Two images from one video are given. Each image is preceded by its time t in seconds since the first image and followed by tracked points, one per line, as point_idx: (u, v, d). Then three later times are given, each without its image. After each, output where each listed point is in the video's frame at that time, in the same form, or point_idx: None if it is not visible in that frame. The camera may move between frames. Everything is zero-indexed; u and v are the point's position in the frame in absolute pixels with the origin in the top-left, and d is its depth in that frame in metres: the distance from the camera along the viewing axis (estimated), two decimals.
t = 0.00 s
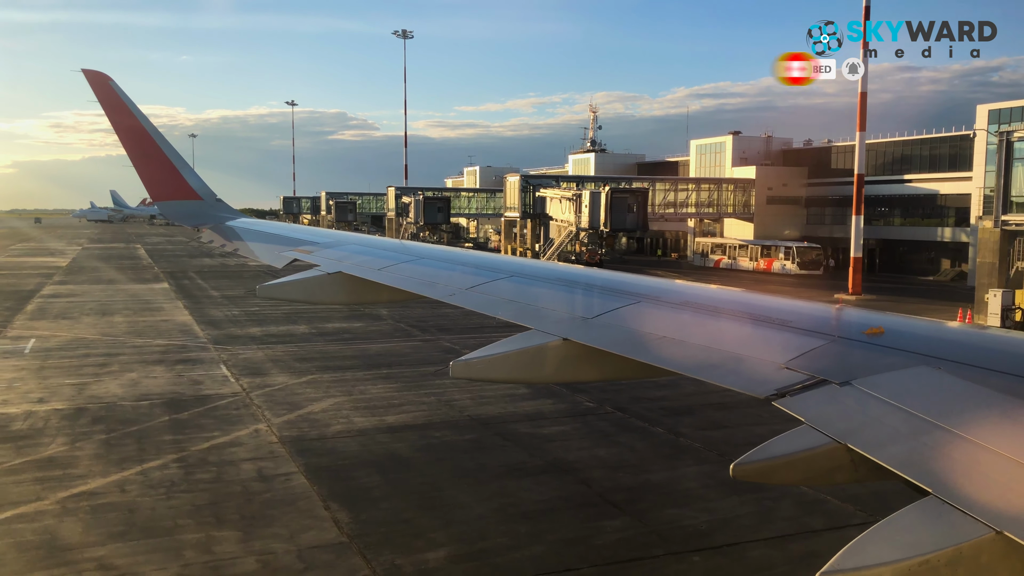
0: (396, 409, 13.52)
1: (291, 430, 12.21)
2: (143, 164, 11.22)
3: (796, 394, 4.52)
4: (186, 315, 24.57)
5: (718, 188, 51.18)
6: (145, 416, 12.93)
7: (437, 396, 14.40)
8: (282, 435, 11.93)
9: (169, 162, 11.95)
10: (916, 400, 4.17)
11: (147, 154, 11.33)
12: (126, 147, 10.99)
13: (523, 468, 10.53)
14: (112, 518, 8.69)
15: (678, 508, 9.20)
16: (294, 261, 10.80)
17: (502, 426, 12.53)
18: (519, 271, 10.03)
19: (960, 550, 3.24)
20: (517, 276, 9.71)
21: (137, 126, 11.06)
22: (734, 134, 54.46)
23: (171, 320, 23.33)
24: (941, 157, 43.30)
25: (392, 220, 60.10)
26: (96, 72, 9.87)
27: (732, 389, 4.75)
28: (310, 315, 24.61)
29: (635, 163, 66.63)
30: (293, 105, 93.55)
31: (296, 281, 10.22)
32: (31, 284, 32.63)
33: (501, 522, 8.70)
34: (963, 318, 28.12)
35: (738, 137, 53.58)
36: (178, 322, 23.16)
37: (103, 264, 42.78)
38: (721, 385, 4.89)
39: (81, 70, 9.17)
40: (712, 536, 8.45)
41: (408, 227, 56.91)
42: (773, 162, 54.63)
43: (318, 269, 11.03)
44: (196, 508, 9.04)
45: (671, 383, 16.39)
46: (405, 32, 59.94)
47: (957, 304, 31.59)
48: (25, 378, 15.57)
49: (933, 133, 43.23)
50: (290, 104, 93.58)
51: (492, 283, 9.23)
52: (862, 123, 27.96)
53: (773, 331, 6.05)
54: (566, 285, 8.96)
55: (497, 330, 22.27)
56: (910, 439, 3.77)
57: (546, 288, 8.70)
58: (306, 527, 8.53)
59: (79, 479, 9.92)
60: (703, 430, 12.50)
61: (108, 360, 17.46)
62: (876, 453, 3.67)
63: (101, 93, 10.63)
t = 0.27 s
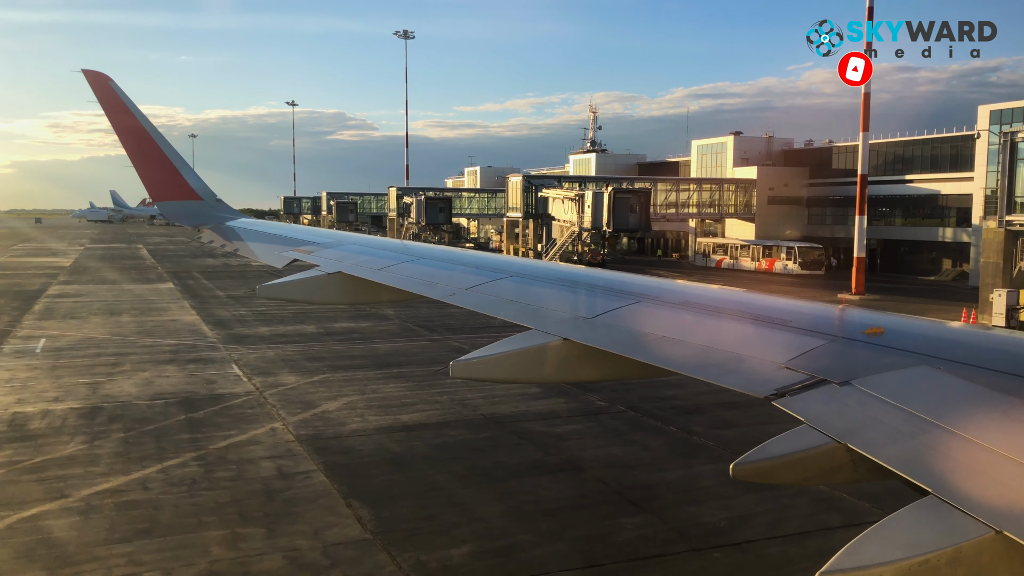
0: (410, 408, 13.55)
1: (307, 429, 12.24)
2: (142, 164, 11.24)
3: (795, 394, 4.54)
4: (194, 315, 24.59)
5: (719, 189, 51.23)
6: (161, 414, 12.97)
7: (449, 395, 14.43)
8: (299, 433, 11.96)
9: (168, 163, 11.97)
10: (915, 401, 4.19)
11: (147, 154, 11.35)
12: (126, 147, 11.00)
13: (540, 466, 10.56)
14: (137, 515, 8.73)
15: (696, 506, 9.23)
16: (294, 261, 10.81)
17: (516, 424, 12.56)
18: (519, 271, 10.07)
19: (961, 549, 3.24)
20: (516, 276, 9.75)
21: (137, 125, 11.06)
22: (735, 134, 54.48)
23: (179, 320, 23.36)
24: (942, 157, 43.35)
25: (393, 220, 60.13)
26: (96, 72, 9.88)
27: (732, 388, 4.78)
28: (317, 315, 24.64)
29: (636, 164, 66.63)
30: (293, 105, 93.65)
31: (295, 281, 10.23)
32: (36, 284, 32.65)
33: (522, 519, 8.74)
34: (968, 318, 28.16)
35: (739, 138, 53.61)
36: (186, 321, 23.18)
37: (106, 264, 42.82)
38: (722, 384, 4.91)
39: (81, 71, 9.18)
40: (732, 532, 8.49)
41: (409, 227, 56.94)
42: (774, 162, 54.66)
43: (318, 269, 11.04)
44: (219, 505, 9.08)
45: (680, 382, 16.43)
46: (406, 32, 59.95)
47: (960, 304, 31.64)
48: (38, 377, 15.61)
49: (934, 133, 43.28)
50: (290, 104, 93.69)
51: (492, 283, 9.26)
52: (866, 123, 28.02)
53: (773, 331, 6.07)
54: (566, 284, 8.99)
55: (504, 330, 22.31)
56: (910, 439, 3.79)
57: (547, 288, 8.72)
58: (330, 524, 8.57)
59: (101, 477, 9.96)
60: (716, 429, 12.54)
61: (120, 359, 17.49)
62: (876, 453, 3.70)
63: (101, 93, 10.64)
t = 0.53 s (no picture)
0: (424, 406, 13.58)
1: (324, 427, 12.27)
2: (141, 163, 11.26)
3: (795, 394, 4.56)
4: (201, 314, 24.62)
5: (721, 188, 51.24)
6: (178, 413, 13.00)
7: (462, 394, 14.45)
8: (315, 432, 11.98)
9: (167, 162, 11.99)
10: (915, 400, 4.20)
11: (145, 153, 11.33)
12: (124, 146, 10.99)
13: (558, 464, 10.58)
14: (162, 513, 8.77)
15: (714, 503, 9.26)
16: (293, 261, 10.80)
17: (530, 423, 12.59)
18: (519, 271, 10.10)
19: (962, 549, 3.24)
20: (516, 275, 9.77)
21: (135, 124, 11.04)
22: (737, 134, 54.49)
23: (187, 320, 23.38)
24: (944, 156, 43.36)
25: (394, 220, 60.15)
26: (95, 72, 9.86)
27: (732, 388, 4.79)
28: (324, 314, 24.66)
29: (638, 163, 66.65)
30: (293, 104, 93.71)
31: (296, 281, 10.24)
32: (41, 284, 32.65)
33: (543, 515, 8.77)
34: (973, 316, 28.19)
35: (740, 137, 53.62)
36: (194, 321, 23.21)
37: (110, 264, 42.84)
38: (722, 384, 4.93)
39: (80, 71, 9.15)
40: (752, 528, 8.52)
41: (411, 227, 56.93)
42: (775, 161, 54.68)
43: (317, 269, 11.04)
44: (241, 503, 9.11)
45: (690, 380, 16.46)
46: (407, 32, 59.97)
47: (964, 302, 31.67)
48: (52, 377, 15.63)
49: (935, 133, 43.32)
50: (290, 104, 93.76)
51: (492, 283, 9.28)
52: (869, 122, 28.04)
53: (773, 331, 6.08)
54: (566, 284, 9.01)
55: (512, 329, 22.34)
56: (910, 439, 3.80)
57: (548, 288, 8.74)
58: (353, 521, 8.60)
59: (123, 475, 10.00)
60: (729, 427, 12.57)
61: (131, 359, 17.52)
62: (876, 452, 3.71)
63: (99, 92, 10.61)
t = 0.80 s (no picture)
0: (437, 405, 13.60)
1: (340, 425, 12.30)
2: (141, 163, 11.29)
3: (795, 393, 4.58)
4: (209, 314, 24.66)
5: (723, 188, 51.26)
6: (194, 412, 13.03)
7: (475, 392, 14.47)
8: (332, 430, 12.02)
9: (167, 162, 12.02)
10: (917, 399, 4.22)
11: (145, 153, 11.36)
12: (124, 147, 11.01)
13: (575, 462, 10.62)
14: (187, 510, 8.81)
15: (733, 500, 9.30)
16: (294, 261, 10.81)
17: (544, 421, 12.62)
18: (519, 271, 10.13)
19: (962, 548, 3.27)
20: (517, 275, 9.80)
21: (135, 125, 11.07)
22: (739, 134, 54.50)
23: (195, 319, 23.43)
24: (946, 156, 43.36)
25: (396, 220, 60.18)
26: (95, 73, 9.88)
27: (732, 388, 4.81)
28: (331, 314, 24.69)
29: (639, 163, 66.67)
30: (294, 104, 93.91)
31: (295, 281, 10.25)
32: (46, 284, 32.68)
33: (564, 512, 8.80)
34: (979, 316, 28.23)
35: (742, 137, 53.62)
36: (202, 321, 23.25)
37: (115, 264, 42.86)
38: (722, 384, 4.94)
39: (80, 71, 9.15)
40: (771, 525, 8.57)
41: (413, 226, 56.94)
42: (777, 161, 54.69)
43: (318, 268, 11.06)
44: (265, 500, 9.15)
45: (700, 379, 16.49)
46: (408, 32, 59.96)
47: (968, 302, 31.71)
48: (65, 376, 15.66)
49: (937, 132, 43.36)
50: (291, 103, 93.96)
51: (492, 283, 9.30)
52: (873, 122, 28.06)
53: (773, 331, 6.09)
54: (566, 283, 9.03)
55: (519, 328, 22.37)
56: (911, 438, 3.82)
57: (548, 288, 8.76)
58: (377, 518, 8.64)
59: (145, 473, 10.03)
60: (742, 426, 12.61)
61: (144, 358, 17.56)
62: (876, 452, 3.74)
63: (100, 93, 10.65)
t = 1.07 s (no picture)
0: (452, 403, 13.63)
1: (357, 424, 12.33)
2: (141, 163, 11.30)
3: (796, 393, 4.59)
4: (217, 313, 24.70)
5: (725, 187, 51.28)
6: (211, 411, 13.07)
7: (488, 391, 14.51)
8: (349, 428, 12.05)
9: (167, 163, 12.03)
10: (917, 399, 4.23)
11: (144, 153, 11.36)
12: (124, 147, 11.01)
13: (592, 459, 10.66)
14: (212, 507, 8.86)
15: (751, 497, 9.35)
16: (294, 261, 10.82)
17: (559, 419, 12.65)
18: (519, 271, 10.15)
19: (963, 547, 3.29)
20: (517, 276, 9.82)
21: (135, 125, 11.07)
22: (741, 133, 54.46)
23: (204, 319, 23.46)
24: (948, 155, 43.37)
25: (398, 220, 60.19)
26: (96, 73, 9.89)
27: (732, 388, 4.82)
28: (339, 314, 24.71)
29: (641, 162, 66.66)
30: (294, 104, 93.98)
31: (295, 281, 10.28)
32: (52, 284, 32.70)
33: (586, 510, 8.85)
34: (984, 315, 28.24)
35: (744, 137, 53.62)
36: (211, 320, 23.28)
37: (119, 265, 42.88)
38: (722, 384, 4.95)
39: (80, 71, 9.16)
40: (791, 522, 8.62)
41: (415, 226, 56.95)
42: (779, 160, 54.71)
43: (318, 269, 11.08)
44: (288, 497, 9.20)
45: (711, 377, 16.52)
46: (410, 32, 59.98)
47: (973, 301, 31.74)
48: (79, 376, 15.70)
49: (939, 132, 43.39)
50: (292, 103, 94.03)
51: (492, 283, 9.32)
52: (877, 121, 28.09)
53: (773, 330, 6.10)
54: (566, 283, 9.05)
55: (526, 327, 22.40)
56: (911, 438, 3.84)
57: (548, 288, 8.78)
58: (400, 515, 8.68)
59: (167, 471, 10.08)
60: (756, 423, 12.65)
61: (156, 357, 17.59)
62: (876, 451, 3.76)
63: (100, 93, 10.65)
